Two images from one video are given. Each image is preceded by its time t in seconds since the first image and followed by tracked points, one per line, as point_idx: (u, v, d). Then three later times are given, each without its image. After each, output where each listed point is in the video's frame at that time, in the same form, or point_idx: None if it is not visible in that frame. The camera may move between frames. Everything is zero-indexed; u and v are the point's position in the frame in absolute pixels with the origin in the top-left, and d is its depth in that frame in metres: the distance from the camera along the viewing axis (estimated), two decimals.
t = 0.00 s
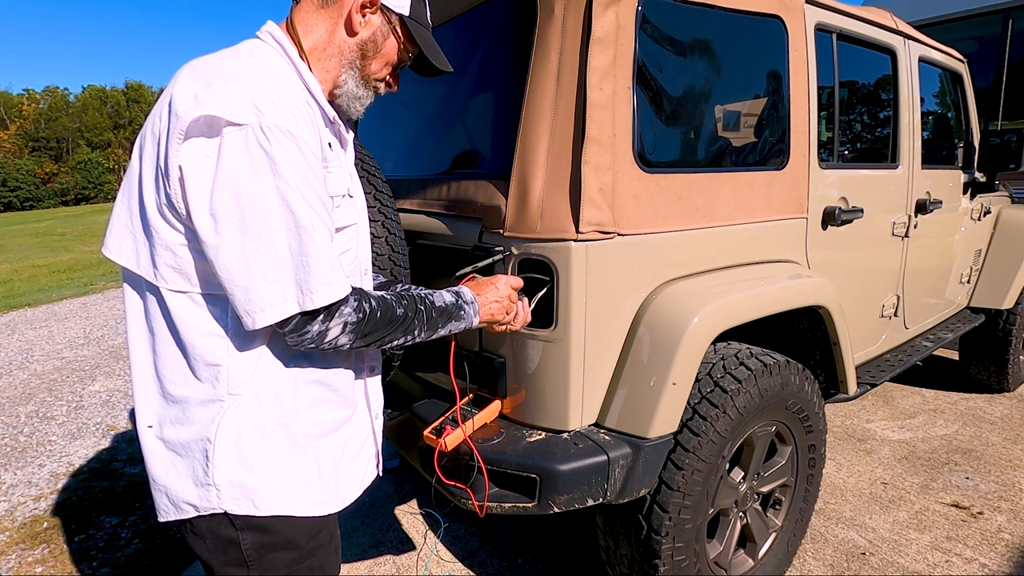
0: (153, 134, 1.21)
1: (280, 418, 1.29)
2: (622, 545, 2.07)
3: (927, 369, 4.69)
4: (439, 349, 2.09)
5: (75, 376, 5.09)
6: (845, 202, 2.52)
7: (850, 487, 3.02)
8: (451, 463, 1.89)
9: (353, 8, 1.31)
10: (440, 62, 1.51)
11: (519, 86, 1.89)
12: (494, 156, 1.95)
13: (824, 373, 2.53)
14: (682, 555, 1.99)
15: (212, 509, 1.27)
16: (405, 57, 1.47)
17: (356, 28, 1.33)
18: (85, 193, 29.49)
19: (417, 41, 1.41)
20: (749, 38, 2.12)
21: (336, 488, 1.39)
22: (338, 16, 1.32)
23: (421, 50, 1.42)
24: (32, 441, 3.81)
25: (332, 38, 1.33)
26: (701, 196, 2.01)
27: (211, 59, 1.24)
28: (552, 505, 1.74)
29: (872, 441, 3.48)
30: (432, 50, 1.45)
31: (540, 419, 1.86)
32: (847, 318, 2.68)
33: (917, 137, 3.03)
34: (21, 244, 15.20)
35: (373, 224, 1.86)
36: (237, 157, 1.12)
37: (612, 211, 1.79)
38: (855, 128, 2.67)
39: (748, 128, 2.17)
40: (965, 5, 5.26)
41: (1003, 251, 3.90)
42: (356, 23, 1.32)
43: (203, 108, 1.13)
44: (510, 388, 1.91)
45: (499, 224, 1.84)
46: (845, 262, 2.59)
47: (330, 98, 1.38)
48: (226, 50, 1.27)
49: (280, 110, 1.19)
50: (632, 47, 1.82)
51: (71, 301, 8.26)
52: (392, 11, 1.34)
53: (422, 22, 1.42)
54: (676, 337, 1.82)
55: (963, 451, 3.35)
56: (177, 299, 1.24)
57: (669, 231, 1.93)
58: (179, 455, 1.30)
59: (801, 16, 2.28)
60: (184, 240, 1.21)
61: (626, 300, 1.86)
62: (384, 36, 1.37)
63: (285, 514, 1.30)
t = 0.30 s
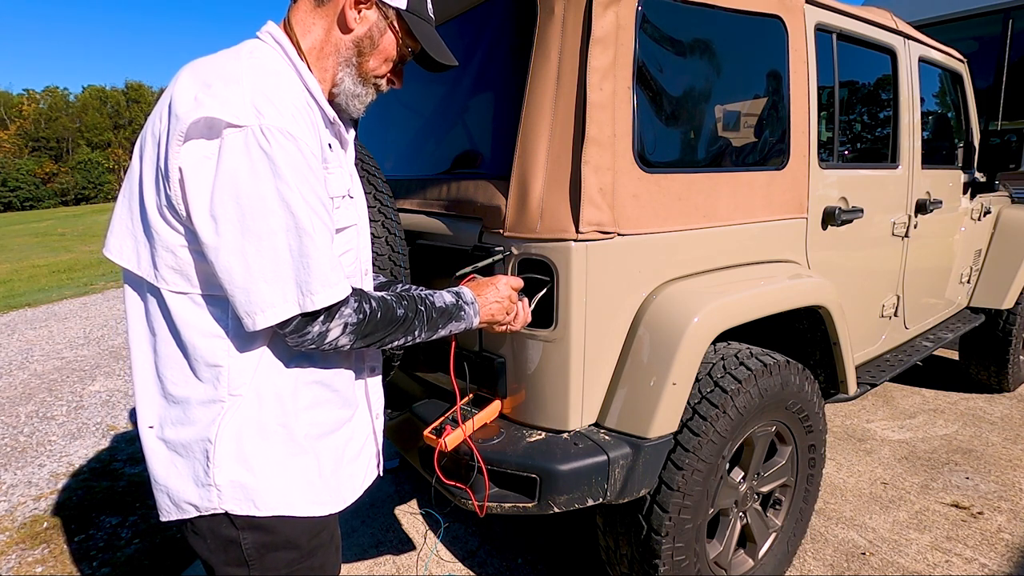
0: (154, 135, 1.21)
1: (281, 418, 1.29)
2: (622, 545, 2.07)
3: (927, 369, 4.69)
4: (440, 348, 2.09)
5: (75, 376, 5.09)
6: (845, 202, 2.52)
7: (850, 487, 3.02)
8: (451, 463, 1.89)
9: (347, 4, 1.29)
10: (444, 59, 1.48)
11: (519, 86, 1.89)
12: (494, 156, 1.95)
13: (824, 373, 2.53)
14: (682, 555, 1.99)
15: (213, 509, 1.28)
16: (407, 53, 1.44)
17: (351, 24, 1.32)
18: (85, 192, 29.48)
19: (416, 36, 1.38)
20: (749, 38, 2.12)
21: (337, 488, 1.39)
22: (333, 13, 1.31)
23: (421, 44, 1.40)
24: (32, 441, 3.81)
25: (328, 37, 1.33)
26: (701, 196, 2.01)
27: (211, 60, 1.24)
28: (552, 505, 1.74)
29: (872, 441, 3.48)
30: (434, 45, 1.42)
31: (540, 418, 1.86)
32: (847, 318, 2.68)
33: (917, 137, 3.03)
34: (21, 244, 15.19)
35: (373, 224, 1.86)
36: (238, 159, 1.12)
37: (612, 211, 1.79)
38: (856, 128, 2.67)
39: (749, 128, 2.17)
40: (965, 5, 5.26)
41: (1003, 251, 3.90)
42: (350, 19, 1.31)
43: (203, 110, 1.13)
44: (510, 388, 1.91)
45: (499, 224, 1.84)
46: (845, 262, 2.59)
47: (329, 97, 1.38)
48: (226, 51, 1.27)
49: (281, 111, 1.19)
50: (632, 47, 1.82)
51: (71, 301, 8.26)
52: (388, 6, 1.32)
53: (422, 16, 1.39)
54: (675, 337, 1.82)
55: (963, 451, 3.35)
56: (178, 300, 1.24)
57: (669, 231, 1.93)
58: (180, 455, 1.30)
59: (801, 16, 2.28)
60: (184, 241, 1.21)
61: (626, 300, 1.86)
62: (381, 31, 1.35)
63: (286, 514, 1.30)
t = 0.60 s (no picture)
0: (155, 136, 1.21)
1: (282, 419, 1.29)
2: (622, 545, 2.07)
3: (927, 369, 4.69)
4: (440, 348, 2.09)
5: (75, 376, 5.09)
6: (845, 202, 2.52)
7: (850, 487, 3.02)
8: (451, 463, 1.89)
9: (345, 3, 1.28)
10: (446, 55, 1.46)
11: (519, 86, 1.89)
12: (494, 156, 1.95)
13: (824, 373, 2.53)
14: (682, 555, 1.99)
15: (214, 510, 1.28)
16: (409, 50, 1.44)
17: (350, 22, 1.31)
18: (85, 192, 29.48)
19: (416, 31, 1.37)
20: (749, 38, 2.12)
21: (338, 488, 1.39)
22: (331, 12, 1.30)
23: (422, 40, 1.39)
24: (32, 441, 3.81)
25: (328, 36, 1.32)
26: (701, 196, 2.01)
27: (212, 61, 1.24)
28: (552, 505, 1.74)
29: (872, 441, 3.48)
30: (435, 41, 1.42)
31: (540, 418, 1.86)
32: (847, 318, 2.68)
33: (917, 137, 3.03)
34: (20, 243, 15.19)
35: (373, 224, 1.86)
36: (238, 160, 1.12)
37: (612, 211, 1.79)
38: (856, 128, 2.67)
39: (749, 128, 2.17)
40: (965, 5, 5.26)
41: (1003, 251, 3.90)
42: (349, 17, 1.30)
43: (204, 111, 1.13)
44: (510, 388, 1.91)
45: (499, 224, 1.84)
46: (845, 262, 2.59)
47: (331, 97, 1.38)
48: (227, 51, 1.27)
49: (282, 113, 1.19)
50: (632, 47, 1.82)
51: (71, 301, 8.26)
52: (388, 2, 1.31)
53: (423, 13, 1.39)
54: (675, 337, 1.82)
55: (963, 451, 3.35)
56: (180, 301, 1.24)
57: (669, 231, 1.93)
58: (181, 456, 1.30)
59: (801, 16, 2.28)
60: (185, 242, 1.21)
61: (626, 300, 1.86)
62: (381, 28, 1.34)
63: (287, 514, 1.30)
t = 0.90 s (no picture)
0: (157, 138, 1.21)
1: (283, 421, 1.29)
2: (622, 545, 2.07)
3: (927, 369, 4.69)
4: (440, 349, 2.09)
5: (75, 376, 5.09)
6: (845, 202, 2.52)
7: (850, 487, 3.02)
8: (451, 463, 1.89)
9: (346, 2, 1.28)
10: (451, 51, 1.47)
11: (519, 85, 1.89)
12: (494, 156, 1.95)
13: (824, 373, 2.53)
14: (682, 555, 1.99)
15: (214, 511, 1.28)
16: (410, 49, 1.43)
17: (351, 22, 1.30)
18: (85, 192, 29.48)
19: (418, 28, 1.37)
20: (749, 38, 2.12)
21: (338, 489, 1.40)
22: (332, 13, 1.30)
23: (425, 37, 1.38)
24: (32, 441, 3.81)
25: (330, 37, 1.32)
26: (701, 196, 2.01)
27: (215, 62, 1.24)
28: (552, 505, 1.74)
29: (872, 441, 3.48)
30: (438, 38, 1.42)
31: (540, 418, 1.86)
32: (847, 318, 2.68)
33: (917, 137, 3.03)
34: (20, 244, 15.19)
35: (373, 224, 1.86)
36: (240, 164, 1.12)
37: (612, 211, 1.79)
38: (856, 128, 2.67)
39: (748, 128, 2.17)
40: (965, 5, 5.26)
41: (1003, 251, 3.90)
42: (350, 17, 1.30)
43: (207, 115, 1.13)
44: (510, 388, 1.91)
45: (499, 224, 1.83)
46: (845, 262, 2.59)
47: (334, 97, 1.39)
48: (231, 52, 1.27)
49: (285, 117, 1.18)
50: (632, 47, 1.82)
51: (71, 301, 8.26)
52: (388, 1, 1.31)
53: (425, 10, 1.39)
54: (675, 337, 1.82)
55: (963, 451, 3.35)
56: (180, 303, 1.25)
57: (669, 231, 1.93)
58: (181, 457, 1.30)
59: (801, 16, 2.28)
60: (186, 244, 1.21)
61: (626, 300, 1.86)
62: (383, 27, 1.34)
63: (287, 516, 1.30)
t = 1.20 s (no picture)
0: (161, 137, 1.22)
1: (282, 423, 1.29)
2: (622, 545, 2.07)
3: (927, 369, 4.69)
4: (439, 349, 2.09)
5: (75, 376, 5.09)
6: (845, 202, 2.52)
7: (850, 487, 3.02)
8: (452, 463, 1.89)
9: (349, 4, 1.28)
10: (458, 52, 1.45)
11: (519, 85, 1.89)
12: (494, 156, 1.95)
13: (824, 373, 2.53)
14: (682, 554, 1.99)
15: (215, 514, 1.28)
16: (414, 49, 1.42)
17: (355, 24, 1.30)
18: (85, 192, 29.47)
19: (423, 28, 1.36)
20: (749, 38, 2.12)
21: (338, 490, 1.40)
22: (336, 15, 1.30)
23: (428, 37, 1.37)
24: (32, 441, 3.81)
25: (333, 39, 1.32)
26: (701, 196, 2.01)
27: (222, 62, 1.24)
28: (552, 505, 1.74)
29: (872, 441, 3.48)
30: (443, 38, 1.40)
31: (540, 418, 1.86)
32: (847, 318, 2.68)
33: (917, 137, 3.03)
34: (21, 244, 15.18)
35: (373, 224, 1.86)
36: (240, 168, 1.12)
37: (612, 212, 1.79)
38: (855, 128, 2.67)
39: (748, 128, 2.17)
40: (965, 5, 5.26)
41: (1003, 251, 3.90)
42: (353, 19, 1.29)
43: (212, 117, 1.13)
44: (510, 388, 1.91)
45: (499, 224, 1.83)
46: (845, 262, 2.59)
47: (338, 99, 1.38)
48: (238, 53, 1.27)
49: (289, 121, 1.18)
50: (632, 47, 1.82)
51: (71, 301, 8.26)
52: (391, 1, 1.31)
53: (427, 8, 1.38)
54: (675, 337, 1.82)
55: (963, 451, 3.35)
56: (176, 307, 1.24)
57: (669, 231, 1.93)
58: (180, 460, 1.30)
59: (801, 16, 2.28)
60: (183, 247, 1.20)
61: (626, 300, 1.86)
62: (386, 27, 1.33)
63: (288, 517, 1.31)
